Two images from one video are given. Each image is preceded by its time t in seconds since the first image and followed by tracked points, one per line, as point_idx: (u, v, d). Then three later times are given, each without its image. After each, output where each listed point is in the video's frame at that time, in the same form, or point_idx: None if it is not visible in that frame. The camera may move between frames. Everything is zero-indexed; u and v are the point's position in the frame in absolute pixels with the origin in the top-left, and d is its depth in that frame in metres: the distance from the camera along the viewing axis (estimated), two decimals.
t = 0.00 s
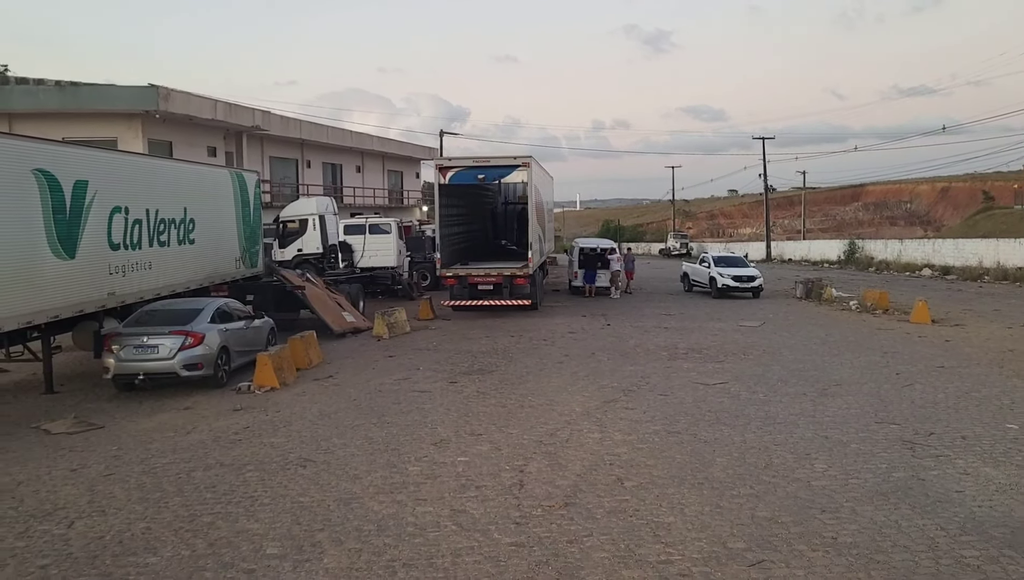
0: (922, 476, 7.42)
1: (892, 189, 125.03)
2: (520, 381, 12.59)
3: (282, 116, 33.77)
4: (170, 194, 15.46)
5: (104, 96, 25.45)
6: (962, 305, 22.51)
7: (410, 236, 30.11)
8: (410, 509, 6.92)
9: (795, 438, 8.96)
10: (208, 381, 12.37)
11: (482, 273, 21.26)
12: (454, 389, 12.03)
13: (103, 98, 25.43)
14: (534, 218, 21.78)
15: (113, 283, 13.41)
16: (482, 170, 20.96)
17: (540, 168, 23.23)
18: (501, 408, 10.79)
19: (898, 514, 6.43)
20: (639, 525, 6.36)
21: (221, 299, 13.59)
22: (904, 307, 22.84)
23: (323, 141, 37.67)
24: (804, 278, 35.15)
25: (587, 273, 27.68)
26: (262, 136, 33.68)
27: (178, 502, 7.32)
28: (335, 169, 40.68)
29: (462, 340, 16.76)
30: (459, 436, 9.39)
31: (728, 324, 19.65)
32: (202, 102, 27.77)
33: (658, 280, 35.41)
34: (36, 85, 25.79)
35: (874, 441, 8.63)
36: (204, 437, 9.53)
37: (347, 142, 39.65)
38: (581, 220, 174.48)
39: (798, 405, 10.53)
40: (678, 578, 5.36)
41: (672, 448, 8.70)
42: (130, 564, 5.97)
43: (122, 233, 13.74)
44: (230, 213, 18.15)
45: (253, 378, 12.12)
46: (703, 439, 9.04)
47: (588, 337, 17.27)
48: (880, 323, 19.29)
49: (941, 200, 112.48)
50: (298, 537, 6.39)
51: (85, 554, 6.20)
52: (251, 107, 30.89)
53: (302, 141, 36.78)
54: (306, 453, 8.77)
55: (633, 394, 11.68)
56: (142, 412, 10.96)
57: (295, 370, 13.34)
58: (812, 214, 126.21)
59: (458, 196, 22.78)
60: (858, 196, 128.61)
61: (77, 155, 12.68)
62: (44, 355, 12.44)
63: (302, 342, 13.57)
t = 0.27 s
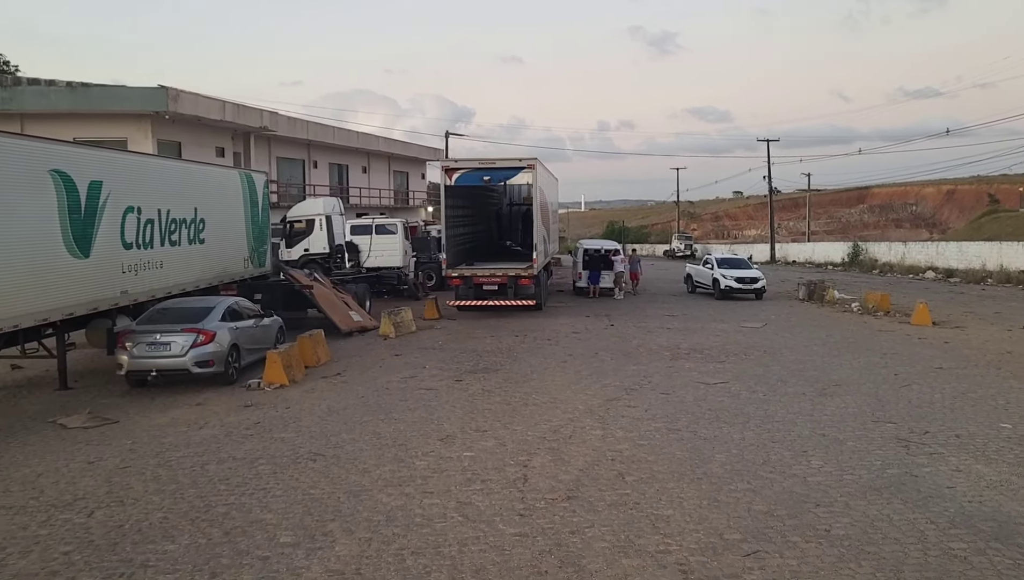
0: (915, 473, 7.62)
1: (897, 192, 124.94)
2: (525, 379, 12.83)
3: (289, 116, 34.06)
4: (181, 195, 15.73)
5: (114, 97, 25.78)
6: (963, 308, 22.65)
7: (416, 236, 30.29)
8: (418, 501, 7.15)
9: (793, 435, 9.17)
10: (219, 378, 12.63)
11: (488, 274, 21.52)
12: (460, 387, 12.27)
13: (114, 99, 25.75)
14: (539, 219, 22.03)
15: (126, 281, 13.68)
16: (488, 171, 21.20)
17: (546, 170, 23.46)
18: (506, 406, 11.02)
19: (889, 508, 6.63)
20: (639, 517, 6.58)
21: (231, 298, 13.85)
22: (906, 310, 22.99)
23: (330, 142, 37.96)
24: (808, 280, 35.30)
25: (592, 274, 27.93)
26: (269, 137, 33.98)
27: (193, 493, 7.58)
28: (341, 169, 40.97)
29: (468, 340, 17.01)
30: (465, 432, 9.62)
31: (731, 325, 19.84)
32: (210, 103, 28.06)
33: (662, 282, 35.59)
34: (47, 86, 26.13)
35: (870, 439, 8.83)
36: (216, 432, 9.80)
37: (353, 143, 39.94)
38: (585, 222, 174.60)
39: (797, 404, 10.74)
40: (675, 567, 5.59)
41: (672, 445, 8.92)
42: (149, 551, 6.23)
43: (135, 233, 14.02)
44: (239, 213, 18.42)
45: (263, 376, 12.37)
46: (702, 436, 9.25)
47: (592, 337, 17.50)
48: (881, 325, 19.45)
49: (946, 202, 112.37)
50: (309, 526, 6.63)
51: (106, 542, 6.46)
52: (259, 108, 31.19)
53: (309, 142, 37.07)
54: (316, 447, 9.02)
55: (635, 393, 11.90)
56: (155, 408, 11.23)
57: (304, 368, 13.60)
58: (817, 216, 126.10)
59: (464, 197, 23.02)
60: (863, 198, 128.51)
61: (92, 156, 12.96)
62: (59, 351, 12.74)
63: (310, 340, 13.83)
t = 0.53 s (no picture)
0: (913, 473, 7.83)
1: (904, 197, 124.76)
2: (533, 379, 13.06)
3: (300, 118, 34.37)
4: (196, 195, 16.02)
5: (128, 98, 26.13)
6: (968, 313, 22.78)
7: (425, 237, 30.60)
8: (430, 495, 7.39)
9: (795, 436, 9.38)
10: (233, 376, 12.91)
11: (495, 275, 21.84)
12: (469, 386, 12.51)
13: (128, 100, 26.11)
14: (547, 222, 22.27)
15: (142, 280, 13.97)
16: (497, 174, 21.44)
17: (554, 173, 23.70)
18: (515, 405, 11.26)
19: (888, 506, 6.84)
20: (645, 512, 6.81)
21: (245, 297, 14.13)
22: (911, 315, 23.15)
23: (339, 143, 38.27)
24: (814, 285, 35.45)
25: (599, 276, 28.30)
26: (279, 138, 34.29)
27: (212, 486, 7.84)
28: (350, 170, 41.28)
29: (476, 340, 17.26)
30: (475, 430, 9.86)
31: (736, 328, 20.03)
32: (222, 105, 28.39)
33: (668, 285, 35.79)
34: (62, 87, 26.50)
35: (871, 440, 9.03)
36: (232, 427, 10.06)
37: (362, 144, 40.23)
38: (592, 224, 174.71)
39: (800, 406, 10.95)
40: (679, 559, 5.81)
41: (677, 444, 9.14)
42: (173, 540, 6.49)
43: (151, 232, 14.31)
44: (251, 214, 18.70)
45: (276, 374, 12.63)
46: (706, 436, 9.47)
47: (598, 338, 17.72)
48: (885, 329, 19.61)
49: (954, 208, 112.17)
50: (326, 518, 6.88)
51: (131, 531, 6.72)
52: (270, 109, 31.50)
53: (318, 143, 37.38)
54: (330, 443, 9.28)
55: (641, 393, 12.12)
56: (172, 404, 11.50)
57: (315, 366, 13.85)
58: (824, 221, 125.99)
59: (473, 199, 23.27)
60: (871, 203, 128.35)
61: (111, 157, 13.24)
62: (77, 348, 13.03)
63: (322, 339, 14.09)
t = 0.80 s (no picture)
0: (912, 472, 8.03)
1: (912, 202, 124.56)
2: (540, 378, 13.30)
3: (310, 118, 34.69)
4: (211, 194, 16.31)
5: (142, 98, 26.50)
6: (972, 319, 22.91)
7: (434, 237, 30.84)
8: (441, 487, 7.64)
9: (798, 435, 9.58)
10: (246, 371, 13.18)
11: (503, 276, 22.15)
12: (477, 384, 12.74)
13: (141, 99, 26.47)
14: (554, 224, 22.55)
15: (158, 277, 14.27)
16: (506, 176, 21.67)
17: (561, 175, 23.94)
18: (522, 403, 11.49)
19: (885, 503, 7.05)
20: (649, 506, 7.03)
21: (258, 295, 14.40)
22: (916, 320, 23.29)
23: (349, 143, 38.59)
24: (819, 289, 35.57)
25: (606, 277, 28.56)
26: (290, 138, 34.62)
27: (230, 477, 8.10)
28: (359, 171, 41.59)
29: (484, 340, 17.49)
30: (484, 427, 10.10)
31: (741, 331, 20.22)
32: (235, 105, 28.71)
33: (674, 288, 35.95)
34: (78, 86, 26.88)
35: (871, 441, 9.23)
36: (247, 421, 10.33)
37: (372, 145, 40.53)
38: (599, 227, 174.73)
39: (803, 407, 11.15)
40: (683, 550, 6.02)
41: (681, 442, 9.36)
42: (195, 526, 6.75)
43: (167, 231, 14.60)
44: (264, 213, 18.99)
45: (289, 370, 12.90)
46: (709, 434, 9.69)
47: (605, 340, 17.94)
48: (889, 334, 19.77)
49: (962, 214, 111.95)
50: (342, 508, 7.12)
51: (154, 518, 7.00)
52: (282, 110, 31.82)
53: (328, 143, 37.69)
54: (343, 437, 9.53)
55: (646, 393, 12.34)
56: (188, 398, 11.78)
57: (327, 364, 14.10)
58: (832, 225, 125.86)
59: (482, 201, 23.52)
60: (879, 208, 128.16)
61: (130, 157, 13.54)
62: (94, 343, 13.32)
63: (334, 337, 14.36)
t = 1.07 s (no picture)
0: (906, 468, 8.23)
1: (919, 206, 124.35)
2: (545, 377, 13.52)
3: (318, 119, 34.99)
4: (222, 194, 16.58)
5: (154, 98, 26.83)
6: (974, 321, 23.05)
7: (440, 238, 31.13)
8: (447, 479, 7.87)
9: (796, 432, 9.78)
10: (256, 368, 13.44)
11: (509, 276, 22.38)
12: (482, 382, 12.98)
13: (152, 99, 26.80)
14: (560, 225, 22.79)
15: (170, 275, 14.54)
16: (512, 178, 21.92)
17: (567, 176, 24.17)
18: (527, 400, 11.72)
19: (878, 497, 7.25)
20: (649, 498, 7.25)
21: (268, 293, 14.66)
22: (919, 322, 23.43)
23: (356, 144, 38.89)
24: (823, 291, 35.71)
25: (611, 278, 28.78)
26: (298, 138, 34.93)
27: (242, 468, 8.35)
28: (367, 171, 41.89)
29: (489, 339, 17.73)
30: (489, 423, 10.33)
31: (745, 333, 20.40)
32: (244, 105, 29.04)
33: (679, 289, 36.12)
34: (89, 86, 27.22)
35: (868, 438, 9.43)
36: (258, 416, 10.58)
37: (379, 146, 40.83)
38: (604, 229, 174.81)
39: (802, 406, 11.36)
40: (680, 540, 6.24)
41: (682, 438, 9.57)
42: (210, 514, 7.00)
43: (179, 230, 14.87)
44: (273, 213, 19.26)
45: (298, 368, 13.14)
46: (710, 431, 9.91)
47: (609, 340, 18.16)
48: (891, 336, 19.93)
49: (969, 218, 111.75)
50: (351, 498, 7.37)
51: (170, 506, 7.25)
52: (290, 110, 32.14)
53: (336, 144, 38.00)
54: (351, 431, 9.78)
55: (649, 392, 12.56)
56: (199, 394, 12.05)
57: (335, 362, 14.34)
58: (838, 228, 125.75)
59: (488, 201, 23.76)
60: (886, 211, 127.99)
61: (143, 157, 13.81)
62: (108, 339, 13.60)
63: (342, 335, 14.60)
